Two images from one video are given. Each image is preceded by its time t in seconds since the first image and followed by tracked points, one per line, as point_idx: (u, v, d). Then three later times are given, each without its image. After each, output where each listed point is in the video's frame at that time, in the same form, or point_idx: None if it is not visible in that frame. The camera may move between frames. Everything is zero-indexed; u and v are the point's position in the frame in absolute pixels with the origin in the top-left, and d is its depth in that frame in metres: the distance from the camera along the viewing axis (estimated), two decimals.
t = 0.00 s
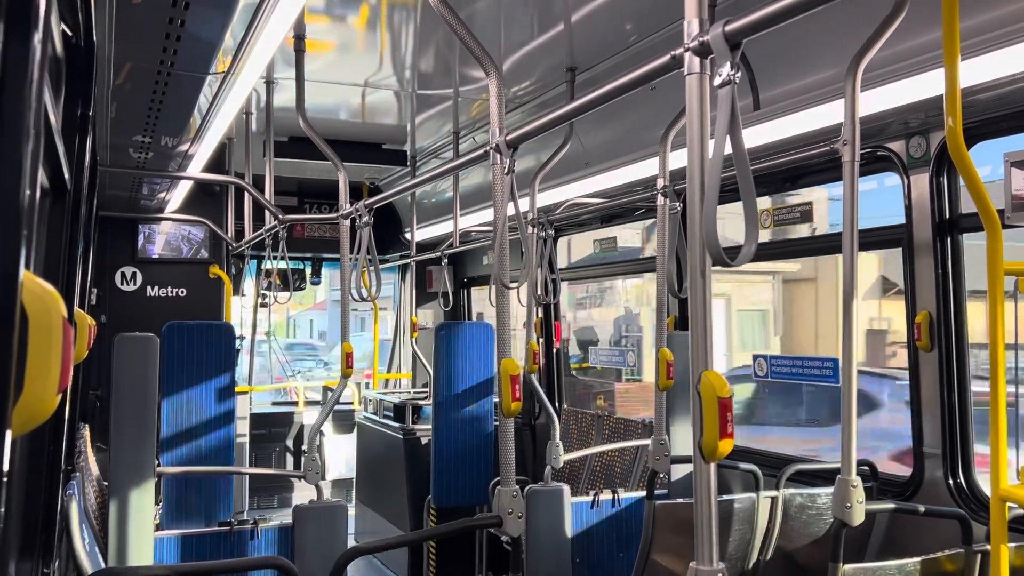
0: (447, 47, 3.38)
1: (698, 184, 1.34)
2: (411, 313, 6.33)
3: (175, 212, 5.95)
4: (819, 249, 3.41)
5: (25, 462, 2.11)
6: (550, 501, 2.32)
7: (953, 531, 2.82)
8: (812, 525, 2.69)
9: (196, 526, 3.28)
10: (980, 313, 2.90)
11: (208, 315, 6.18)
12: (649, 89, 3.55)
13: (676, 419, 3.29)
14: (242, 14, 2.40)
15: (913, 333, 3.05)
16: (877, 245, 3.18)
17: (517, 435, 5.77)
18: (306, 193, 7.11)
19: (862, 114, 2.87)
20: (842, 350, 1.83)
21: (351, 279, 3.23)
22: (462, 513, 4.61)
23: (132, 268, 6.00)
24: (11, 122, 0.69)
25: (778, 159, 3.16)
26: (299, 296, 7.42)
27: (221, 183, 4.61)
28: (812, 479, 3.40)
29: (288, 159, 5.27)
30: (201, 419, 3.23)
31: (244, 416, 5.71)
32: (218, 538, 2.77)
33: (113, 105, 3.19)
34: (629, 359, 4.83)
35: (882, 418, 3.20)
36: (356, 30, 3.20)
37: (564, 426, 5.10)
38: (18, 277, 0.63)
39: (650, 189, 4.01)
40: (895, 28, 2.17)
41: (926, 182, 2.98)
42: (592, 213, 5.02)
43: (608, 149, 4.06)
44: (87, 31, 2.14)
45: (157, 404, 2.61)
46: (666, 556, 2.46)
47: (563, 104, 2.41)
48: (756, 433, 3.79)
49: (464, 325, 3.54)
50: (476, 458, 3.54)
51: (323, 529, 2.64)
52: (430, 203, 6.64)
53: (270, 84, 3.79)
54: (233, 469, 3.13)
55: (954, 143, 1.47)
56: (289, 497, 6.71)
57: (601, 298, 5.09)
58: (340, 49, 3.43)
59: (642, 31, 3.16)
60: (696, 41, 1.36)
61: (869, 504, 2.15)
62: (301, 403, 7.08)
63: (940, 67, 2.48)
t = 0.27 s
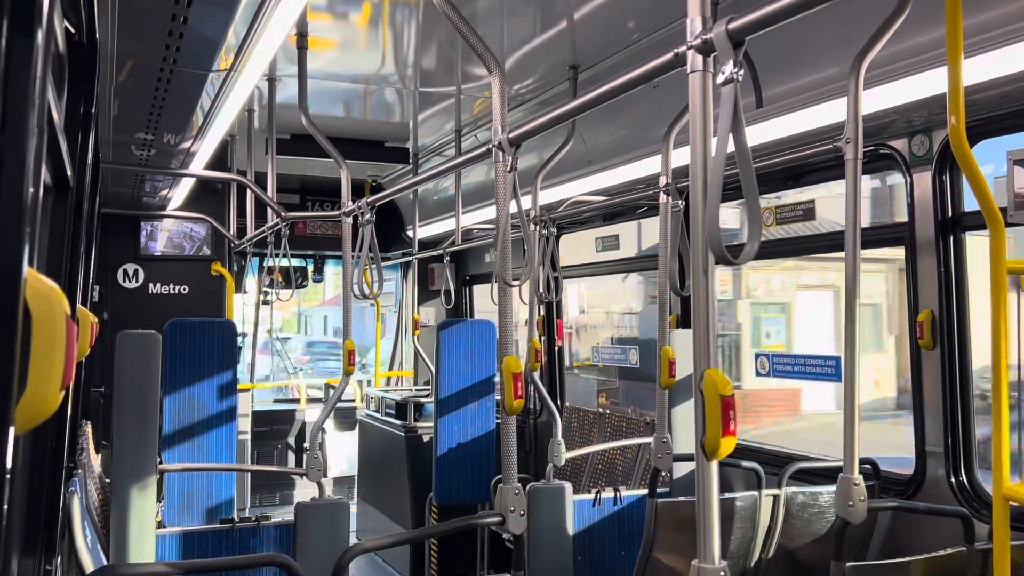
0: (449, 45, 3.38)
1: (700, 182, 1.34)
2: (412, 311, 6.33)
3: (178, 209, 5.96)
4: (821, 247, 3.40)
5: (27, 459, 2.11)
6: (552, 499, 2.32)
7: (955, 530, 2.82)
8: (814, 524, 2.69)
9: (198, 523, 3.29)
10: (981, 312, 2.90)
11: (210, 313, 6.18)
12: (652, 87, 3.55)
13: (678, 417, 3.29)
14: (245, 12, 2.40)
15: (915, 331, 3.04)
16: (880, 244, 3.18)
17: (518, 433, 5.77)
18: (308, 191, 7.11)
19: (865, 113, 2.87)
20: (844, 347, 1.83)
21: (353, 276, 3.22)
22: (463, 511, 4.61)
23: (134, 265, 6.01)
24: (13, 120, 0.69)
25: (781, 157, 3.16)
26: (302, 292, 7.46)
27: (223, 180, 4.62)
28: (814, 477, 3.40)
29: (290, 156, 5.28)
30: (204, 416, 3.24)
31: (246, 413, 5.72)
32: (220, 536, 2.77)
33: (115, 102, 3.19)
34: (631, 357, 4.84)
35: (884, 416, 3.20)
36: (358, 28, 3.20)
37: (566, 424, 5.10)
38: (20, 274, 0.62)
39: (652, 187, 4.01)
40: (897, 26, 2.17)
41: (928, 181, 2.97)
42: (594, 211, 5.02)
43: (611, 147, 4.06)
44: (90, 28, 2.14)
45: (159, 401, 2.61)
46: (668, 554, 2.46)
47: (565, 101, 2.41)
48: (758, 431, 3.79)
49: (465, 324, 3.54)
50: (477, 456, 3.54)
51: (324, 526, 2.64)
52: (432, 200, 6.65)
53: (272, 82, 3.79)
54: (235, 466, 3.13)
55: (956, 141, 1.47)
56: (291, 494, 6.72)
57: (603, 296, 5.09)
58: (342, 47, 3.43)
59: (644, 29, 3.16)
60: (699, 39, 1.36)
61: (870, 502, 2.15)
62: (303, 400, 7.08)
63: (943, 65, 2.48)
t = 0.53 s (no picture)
0: (450, 44, 3.38)
1: (702, 181, 1.34)
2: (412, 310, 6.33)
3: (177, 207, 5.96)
4: (822, 247, 3.40)
5: (26, 456, 2.11)
6: (551, 497, 2.32)
7: (954, 530, 2.82)
8: (813, 524, 2.69)
9: (196, 521, 3.29)
10: (982, 312, 2.89)
11: (209, 311, 6.18)
12: (652, 86, 3.55)
13: (678, 416, 3.29)
14: (245, 9, 2.40)
15: (915, 331, 3.04)
16: (880, 244, 3.18)
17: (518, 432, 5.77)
18: (308, 189, 7.11)
19: (866, 113, 2.86)
20: (844, 347, 1.82)
21: (353, 275, 3.22)
22: (462, 510, 4.61)
23: (134, 263, 6.01)
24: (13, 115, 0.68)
25: (781, 157, 3.15)
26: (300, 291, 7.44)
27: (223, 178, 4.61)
28: (813, 477, 3.40)
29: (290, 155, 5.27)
30: (203, 415, 3.23)
31: (245, 411, 5.72)
32: (219, 534, 2.77)
33: (115, 99, 3.19)
34: (630, 356, 4.84)
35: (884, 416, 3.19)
36: (359, 26, 3.19)
37: (565, 423, 5.10)
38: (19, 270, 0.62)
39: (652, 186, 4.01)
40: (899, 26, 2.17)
41: (929, 181, 2.97)
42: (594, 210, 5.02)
43: (611, 146, 4.06)
44: (90, 25, 2.13)
45: (158, 399, 2.61)
46: (667, 553, 2.46)
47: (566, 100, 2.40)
48: (757, 431, 3.79)
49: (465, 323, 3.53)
50: (476, 455, 3.54)
51: (323, 524, 2.64)
52: (432, 199, 6.65)
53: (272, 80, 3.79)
54: (233, 464, 3.13)
55: (958, 141, 1.46)
56: (290, 492, 6.72)
57: (603, 295, 5.08)
58: (343, 45, 3.43)
59: (645, 28, 3.16)
60: (701, 37, 1.35)
61: (870, 502, 2.15)
62: (302, 399, 7.08)
63: (944, 65, 2.48)
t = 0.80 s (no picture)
0: (447, 44, 3.38)
1: (695, 184, 1.34)
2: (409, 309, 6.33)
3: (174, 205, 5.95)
4: (817, 248, 3.40)
5: (21, 454, 2.11)
6: (546, 498, 2.32)
7: (948, 532, 2.83)
8: (807, 524, 2.70)
9: (192, 520, 3.29)
10: (977, 314, 2.90)
11: (206, 310, 6.17)
12: (649, 87, 3.56)
13: (673, 416, 3.30)
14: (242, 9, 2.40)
15: (910, 333, 3.05)
16: (875, 245, 3.19)
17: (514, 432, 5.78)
18: (305, 188, 7.11)
19: (861, 115, 2.87)
20: (838, 349, 1.83)
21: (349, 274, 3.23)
22: (458, 509, 4.62)
23: (130, 261, 6.00)
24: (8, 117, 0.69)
25: (777, 158, 3.16)
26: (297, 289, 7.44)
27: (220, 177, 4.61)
28: (807, 478, 3.41)
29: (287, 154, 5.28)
30: (198, 414, 3.23)
31: (241, 410, 5.72)
32: (214, 532, 2.77)
33: (112, 98, 3.19)
34: (626, 356, 4.85)
35: (878, 417, 3.20)
36: (356, 26, 3.20)
37: (561, 423, 5.10)
38: (15, 272, 0.63)
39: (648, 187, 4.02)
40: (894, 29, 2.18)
41: (924, 183, 2.98)
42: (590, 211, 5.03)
43: (608, 146, 4.07)
44: (87, 25, 2.13)
45: (154, 398, 2.61)
46: (661, 553, 2.47)
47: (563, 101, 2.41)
48: (752, 432, 3.80)
49: (463, 322, 3.53)
50: (471, 455, 3.53)
51: (318, 524, 2.65)
52: (429, 198, 6.66)
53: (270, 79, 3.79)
54: (229, 464, 3.13)
55: (951, 144, 1.47)
56: (286, 491, 6.72)
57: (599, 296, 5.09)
58: (340, 45, 3.43)
59: (642, 29, 3.16)
60: (695, 41, 1.36)
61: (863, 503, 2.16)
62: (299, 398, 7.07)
63: (939, 67, 2.49)
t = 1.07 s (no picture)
0: (444, 43, 3.38)
1: (691, 183, 1.34)
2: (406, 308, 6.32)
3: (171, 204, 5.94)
4: (814, 247, 3.41)
5: (17, 454, 2.10)
6: (543, 496, 2.32)
7: (944, 530, 2.84)
8: (803, 523, 2.70)
9: (189, 519, 3.28)
10: (973, 313, 2.91)
11: (203, 309, 6.17)
12: (646, 86, 3.56)
13: (670, 415, 3.30)
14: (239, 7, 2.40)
15: (906, 332, 3.06)
16: (871, 244, 3.19)
17: (511, 430, 5.78)
18: (302, 187, 7.11)
19: (858, 114, 2.88)
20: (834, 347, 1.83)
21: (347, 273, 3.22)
22: (456, 508, 4.62)
23: (127, 260, 6.00)
24: (2, 114, 0.68)
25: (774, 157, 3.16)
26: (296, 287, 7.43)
27: (217, 176, 4.61)
28: (804, 476, 3.41)
29: (285, 152, 5.27)
30: (195, 412, 3.23)
31: (239, 409, 5.72)
32: (211, 531, 2.77)
33: (109, 97, 3.18)
34: (624, 355, 4.85)
35: (875, 416, 3.21)
36: (353, 24, 3.19)
37: (558, 422, 5.11)
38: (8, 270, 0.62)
39: (645, 186, 4.02)
40: (891, 27, 2.18)
41: (920, 182, 2.98)
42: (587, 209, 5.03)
43: (604, 145, 4.07)
44: (83, 23, 2.13)
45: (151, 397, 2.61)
46: (658, 552, 2.48)
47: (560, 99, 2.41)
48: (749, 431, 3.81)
49: (460, 322, 3.54)
50: (470, 454, 3.53)
51: (316, 522, 2.65)
52: (426, 197, 6.65)
53: (267, 77, 3.79)
54: (226, 462, 3.13)
55: (947, 143, 1.47)
56: (283, 490, 6.72)
57: (597, 294, 5.10)
58: (337, 43, 3.43)
59: (639, 28, 3.16)
60: (691, 40, 1.36)
61: (859, 502, 2.16)
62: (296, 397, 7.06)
63: (936, 66, 2.49)
